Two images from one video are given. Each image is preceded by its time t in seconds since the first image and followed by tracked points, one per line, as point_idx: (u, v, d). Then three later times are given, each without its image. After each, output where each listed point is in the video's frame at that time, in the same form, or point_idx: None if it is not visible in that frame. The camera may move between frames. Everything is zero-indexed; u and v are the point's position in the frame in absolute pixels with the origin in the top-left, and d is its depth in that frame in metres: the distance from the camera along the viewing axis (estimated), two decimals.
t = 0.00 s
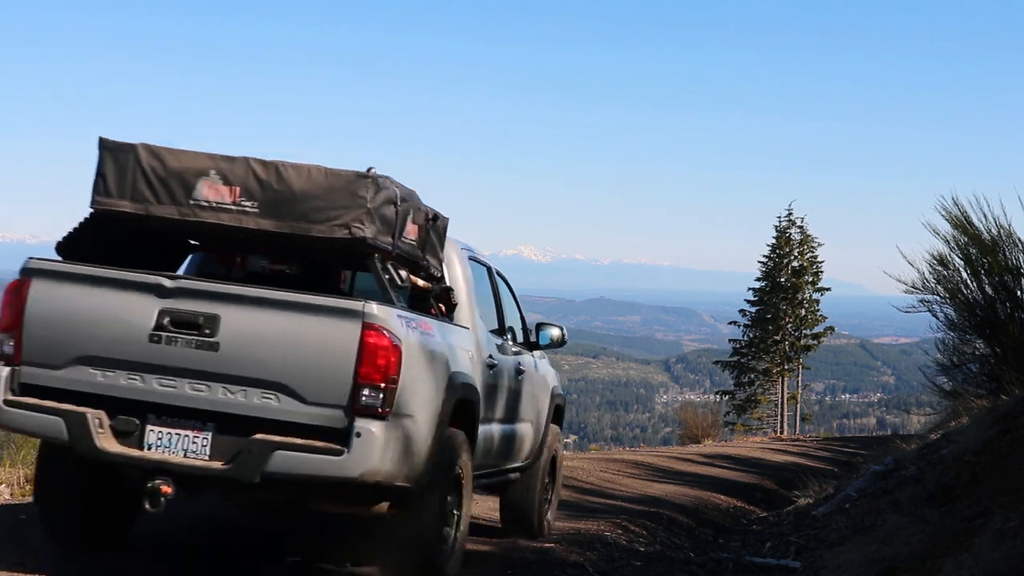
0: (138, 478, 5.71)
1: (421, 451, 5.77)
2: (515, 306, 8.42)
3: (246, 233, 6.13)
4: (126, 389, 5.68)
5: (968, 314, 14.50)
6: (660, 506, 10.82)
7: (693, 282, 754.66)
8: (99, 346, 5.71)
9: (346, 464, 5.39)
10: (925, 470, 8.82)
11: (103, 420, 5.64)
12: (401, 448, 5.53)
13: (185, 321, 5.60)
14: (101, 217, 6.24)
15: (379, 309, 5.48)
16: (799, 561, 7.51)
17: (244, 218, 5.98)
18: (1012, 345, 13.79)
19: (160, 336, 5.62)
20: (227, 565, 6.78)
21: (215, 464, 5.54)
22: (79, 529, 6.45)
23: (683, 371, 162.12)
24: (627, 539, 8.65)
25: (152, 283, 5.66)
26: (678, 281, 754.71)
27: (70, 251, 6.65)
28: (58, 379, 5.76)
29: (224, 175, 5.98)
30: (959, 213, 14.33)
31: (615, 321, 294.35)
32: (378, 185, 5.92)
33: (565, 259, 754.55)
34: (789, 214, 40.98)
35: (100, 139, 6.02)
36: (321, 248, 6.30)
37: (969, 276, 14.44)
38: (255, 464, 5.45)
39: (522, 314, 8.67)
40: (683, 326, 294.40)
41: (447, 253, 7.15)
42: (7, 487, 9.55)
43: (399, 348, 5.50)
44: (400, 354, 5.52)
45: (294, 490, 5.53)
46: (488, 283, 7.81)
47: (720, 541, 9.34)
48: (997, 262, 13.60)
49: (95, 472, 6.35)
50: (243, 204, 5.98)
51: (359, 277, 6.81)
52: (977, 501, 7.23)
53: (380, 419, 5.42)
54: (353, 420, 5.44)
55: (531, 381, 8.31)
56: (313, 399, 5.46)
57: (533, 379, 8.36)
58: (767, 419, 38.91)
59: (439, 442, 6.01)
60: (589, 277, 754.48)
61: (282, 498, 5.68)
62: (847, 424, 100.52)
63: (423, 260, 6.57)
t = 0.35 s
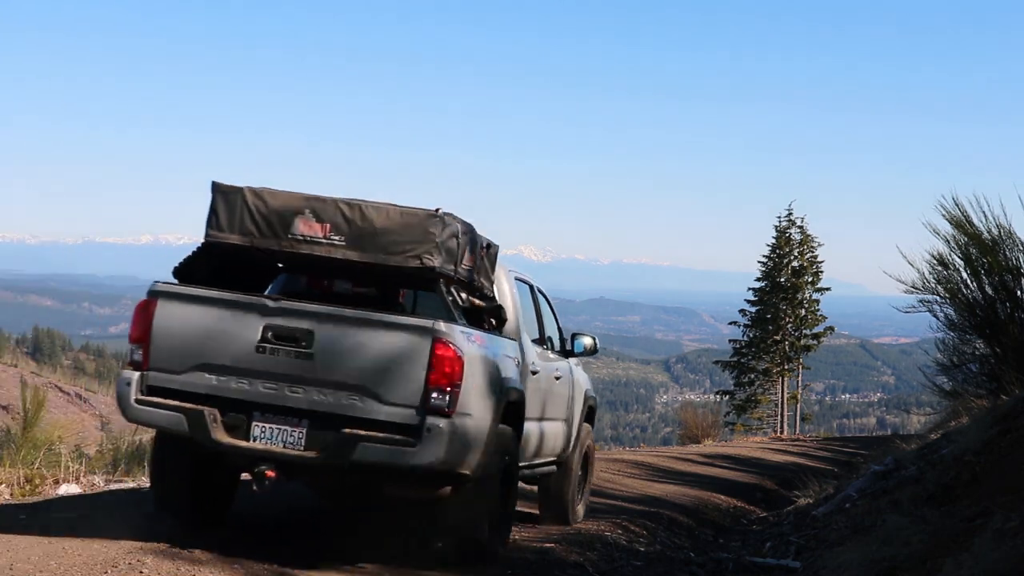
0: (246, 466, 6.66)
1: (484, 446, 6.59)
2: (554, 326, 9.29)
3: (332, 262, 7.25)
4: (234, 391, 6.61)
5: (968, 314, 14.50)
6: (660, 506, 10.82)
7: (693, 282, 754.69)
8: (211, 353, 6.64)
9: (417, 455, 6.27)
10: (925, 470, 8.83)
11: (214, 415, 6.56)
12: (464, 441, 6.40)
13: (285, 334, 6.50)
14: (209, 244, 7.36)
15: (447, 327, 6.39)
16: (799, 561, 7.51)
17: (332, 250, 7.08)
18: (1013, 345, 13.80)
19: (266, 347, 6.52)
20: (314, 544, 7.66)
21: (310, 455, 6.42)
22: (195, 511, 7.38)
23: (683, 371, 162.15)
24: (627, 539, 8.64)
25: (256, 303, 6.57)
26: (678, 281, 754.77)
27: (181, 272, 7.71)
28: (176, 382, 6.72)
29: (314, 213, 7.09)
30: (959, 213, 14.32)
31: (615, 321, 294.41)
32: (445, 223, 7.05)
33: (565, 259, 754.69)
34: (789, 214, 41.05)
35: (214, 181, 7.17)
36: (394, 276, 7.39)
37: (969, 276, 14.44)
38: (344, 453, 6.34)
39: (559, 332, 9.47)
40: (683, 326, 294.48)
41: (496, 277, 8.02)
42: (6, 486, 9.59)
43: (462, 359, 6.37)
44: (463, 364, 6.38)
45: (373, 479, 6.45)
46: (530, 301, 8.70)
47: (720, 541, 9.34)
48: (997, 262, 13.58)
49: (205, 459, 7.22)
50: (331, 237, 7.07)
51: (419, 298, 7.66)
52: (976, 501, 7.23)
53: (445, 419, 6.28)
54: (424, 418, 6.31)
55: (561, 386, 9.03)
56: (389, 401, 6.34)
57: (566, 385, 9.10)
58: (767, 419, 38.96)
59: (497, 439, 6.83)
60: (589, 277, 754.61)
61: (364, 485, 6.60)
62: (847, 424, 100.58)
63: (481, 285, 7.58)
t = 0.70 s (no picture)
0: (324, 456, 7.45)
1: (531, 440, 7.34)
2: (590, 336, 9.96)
3: (400, 284, 8.12)
4: (317, 394, 7.36)
5: (968, 314, 14.51)
6: (659, 506, 10.82)
7: (693, 282, 754.68)
8: (294, 361, 7.41)
9: (475, 447, 7.06)
10: (925, 470, 8.82)
11: (305, 412, 7.38)
12: (514, 437, 7.15)
13: (359, 343, 7.23)
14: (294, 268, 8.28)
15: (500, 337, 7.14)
16: (799, 561, 7.51)
17: (402, 274, 7.97)
18: (1013, 345, 13.80)
19: (345, 355, 7.25)
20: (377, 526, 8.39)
21: (383, 447, 7.22)
22: (283, 496, 8.32)
23: (683, 371, 162.14)
24: (627, 539, 8.64)
25: (335, 317, 7.31)
26: (678, 281, 754.75)
27: (272, 292, 8.77)
28: (265, 385, 7.50)
29: (385, 242, 7.97)
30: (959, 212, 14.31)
31: (615, 321, 294.42)
32: (499, 249, 7.83)
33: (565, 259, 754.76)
34: (788, 215, 40.99)
35: (301, 215, 8.02)
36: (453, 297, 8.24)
37: (969, 276, 14.43)
38: (412, 445, 7.16)
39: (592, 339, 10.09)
40: (683, 327, 294.53)
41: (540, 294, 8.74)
42: (6, 486, 9.60)
43: (513, 364, 7.11)
44: (514, 368, 7.12)
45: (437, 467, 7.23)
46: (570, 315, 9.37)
47: (719, 541, 9.34)
48: (997, 262, 13.58)
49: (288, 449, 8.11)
50: (401, 262, 7.96)
51: (471, 313, 8.49)
52: (976, 500, 7.23)
53: (499, 416, 7.05)
54: (480, 415, 7.08)
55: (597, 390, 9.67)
56: (451, 403, 7.10)
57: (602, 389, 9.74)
58: (767, 419, 38.99)
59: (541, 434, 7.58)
60: (589, 278, 754.66)
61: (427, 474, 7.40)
62: (847, 424, 100.58)
63: (528, 302, 8.41)
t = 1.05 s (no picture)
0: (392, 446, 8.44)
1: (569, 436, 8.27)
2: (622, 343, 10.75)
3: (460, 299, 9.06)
4: (388, 394, 8.30)
5: (968, 314, 14.51)
6: (660, 506, 10.83)
7: (693, 282, 754.63)
8: (367, 366, 8.33)
9: (521, 441, 7.97)
10: (925, 470, 8.82)
11: (379, 406, 8.32)
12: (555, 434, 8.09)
13: (424, 351, 8.16)
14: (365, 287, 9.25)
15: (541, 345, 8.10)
16: (799, 561, 7.50)
17: (461, 291, 8.91)
18: (1013, 345, 13.79)
19: (414, 360, 8.17)
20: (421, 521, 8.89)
21: (444, 440, 8.20)
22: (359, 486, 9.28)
23: (683, 371, 162.12)
24: (627, 539, 8.64)
25: (403, 328, 8.22)
26: (678, 281, 754.69)
27: (345, 307, 9.64)
28: (341, 387, 8.43)
29: (445, 264, 8.87)
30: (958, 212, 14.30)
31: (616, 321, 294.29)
32: (545, 269, 8.70)
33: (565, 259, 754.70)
34: (788, 214, 40.95)
35: (374, 239, 8.97)
36: (501, 309, 9.13)
37: (969, 276, 14.43)
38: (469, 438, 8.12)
39: (625, 347, 11.07)
40: (683, 327, 294.50)
41: (578, 309, 9.60)
42: (6, 487, 9.59)
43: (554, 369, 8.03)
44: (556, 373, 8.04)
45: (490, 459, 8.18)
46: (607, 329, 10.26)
47: (720, 541, 9.33)
48: (997, 262, 13.57)
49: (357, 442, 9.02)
50: (460, 281, 8.90)
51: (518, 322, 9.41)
52: (977, 500, 7.24)
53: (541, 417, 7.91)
54: (525, 413, 7.98)
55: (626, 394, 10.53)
56: (503, 400, 8.03)
57: (631, 394, 10.62)
58: (767, 419, 39.06)
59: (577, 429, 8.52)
60: (589, 278, 754.61)
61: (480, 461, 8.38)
62: (847, 424, 100.60)
63: (570, 316, 9.28)
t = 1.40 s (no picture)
0: (448, 441, 9.70)
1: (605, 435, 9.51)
2: (651, 351, 11.81)
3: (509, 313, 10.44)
4: (446, 396, 9.54)
5: (968, 314, 14.51)
6: (660, 507, 10.84)
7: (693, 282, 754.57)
8: (428, 372, 9.59)
9: (563, 439, 9.24)
10: (925, 470, 8.82)
11: (439, 407, 9.57)
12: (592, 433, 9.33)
13: (478, 359, 9.42)
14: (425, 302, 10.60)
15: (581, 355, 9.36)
16: (799, 561, 7.48)
17: (511, 307, 10.30)
18: (1012, 345, 13.80)
19: (469, 366, 9.43)
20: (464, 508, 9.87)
21: (494, 435, 9.47)
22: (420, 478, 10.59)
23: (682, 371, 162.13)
24: (627, 539, 8.63)
25: (460, 339, 9.49)
26: (678, 281, 754.59)
27: (407, 319, 11.02)
28: (404, 390, 9.70)
29: (499, 283, 10.26)
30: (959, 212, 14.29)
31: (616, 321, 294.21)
32: (584, 288, 10.05)
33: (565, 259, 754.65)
34: (787, 215, 40.90)
35: (435, 260, 10.33)
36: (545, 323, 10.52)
37: (969, 276, 14.43)
38: (516, 434, 9.39)
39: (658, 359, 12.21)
40: (683, 326, 294.46)
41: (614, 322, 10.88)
42: (6, 486, 9.59)
43: (592, 376, 9.28)
44: (593, 380, 9.28)
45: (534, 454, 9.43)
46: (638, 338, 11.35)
47: (720, 541, 9.32)
48: (997, 262, 13.57)
49: (419, 438, 10.38)
50: (510, 297, 10.29)
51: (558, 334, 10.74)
52: (977, 501, 7.23)
53: (579, 418, 9.13)
54: (566, 414, 9.24)
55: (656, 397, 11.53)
56: (546, 403, 9.28)
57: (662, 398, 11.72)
58: (767, 419, 39.13)
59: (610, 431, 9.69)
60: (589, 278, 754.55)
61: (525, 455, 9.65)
62: (847, 424, 100.64)
63: (606, 329, 10.58)
